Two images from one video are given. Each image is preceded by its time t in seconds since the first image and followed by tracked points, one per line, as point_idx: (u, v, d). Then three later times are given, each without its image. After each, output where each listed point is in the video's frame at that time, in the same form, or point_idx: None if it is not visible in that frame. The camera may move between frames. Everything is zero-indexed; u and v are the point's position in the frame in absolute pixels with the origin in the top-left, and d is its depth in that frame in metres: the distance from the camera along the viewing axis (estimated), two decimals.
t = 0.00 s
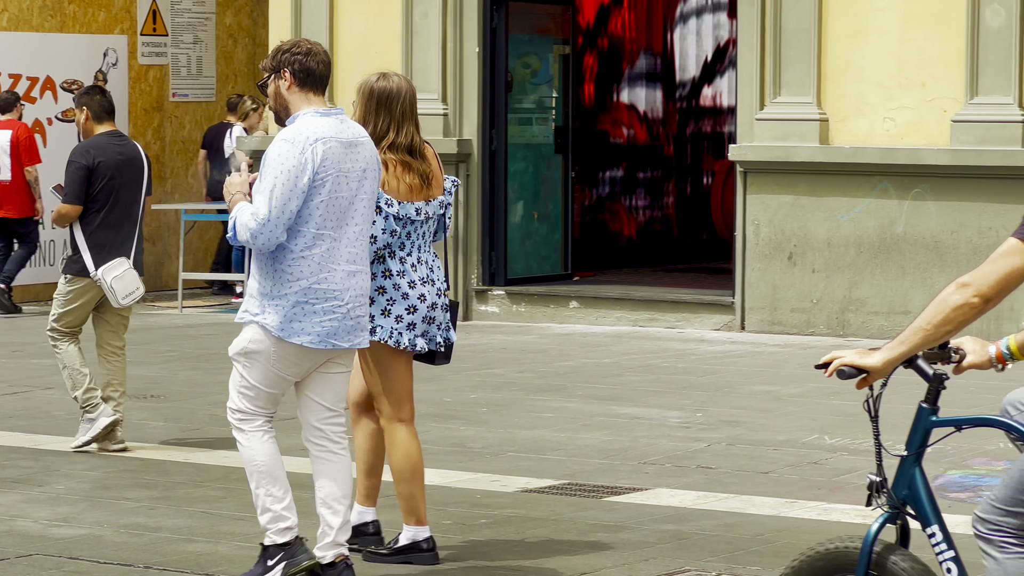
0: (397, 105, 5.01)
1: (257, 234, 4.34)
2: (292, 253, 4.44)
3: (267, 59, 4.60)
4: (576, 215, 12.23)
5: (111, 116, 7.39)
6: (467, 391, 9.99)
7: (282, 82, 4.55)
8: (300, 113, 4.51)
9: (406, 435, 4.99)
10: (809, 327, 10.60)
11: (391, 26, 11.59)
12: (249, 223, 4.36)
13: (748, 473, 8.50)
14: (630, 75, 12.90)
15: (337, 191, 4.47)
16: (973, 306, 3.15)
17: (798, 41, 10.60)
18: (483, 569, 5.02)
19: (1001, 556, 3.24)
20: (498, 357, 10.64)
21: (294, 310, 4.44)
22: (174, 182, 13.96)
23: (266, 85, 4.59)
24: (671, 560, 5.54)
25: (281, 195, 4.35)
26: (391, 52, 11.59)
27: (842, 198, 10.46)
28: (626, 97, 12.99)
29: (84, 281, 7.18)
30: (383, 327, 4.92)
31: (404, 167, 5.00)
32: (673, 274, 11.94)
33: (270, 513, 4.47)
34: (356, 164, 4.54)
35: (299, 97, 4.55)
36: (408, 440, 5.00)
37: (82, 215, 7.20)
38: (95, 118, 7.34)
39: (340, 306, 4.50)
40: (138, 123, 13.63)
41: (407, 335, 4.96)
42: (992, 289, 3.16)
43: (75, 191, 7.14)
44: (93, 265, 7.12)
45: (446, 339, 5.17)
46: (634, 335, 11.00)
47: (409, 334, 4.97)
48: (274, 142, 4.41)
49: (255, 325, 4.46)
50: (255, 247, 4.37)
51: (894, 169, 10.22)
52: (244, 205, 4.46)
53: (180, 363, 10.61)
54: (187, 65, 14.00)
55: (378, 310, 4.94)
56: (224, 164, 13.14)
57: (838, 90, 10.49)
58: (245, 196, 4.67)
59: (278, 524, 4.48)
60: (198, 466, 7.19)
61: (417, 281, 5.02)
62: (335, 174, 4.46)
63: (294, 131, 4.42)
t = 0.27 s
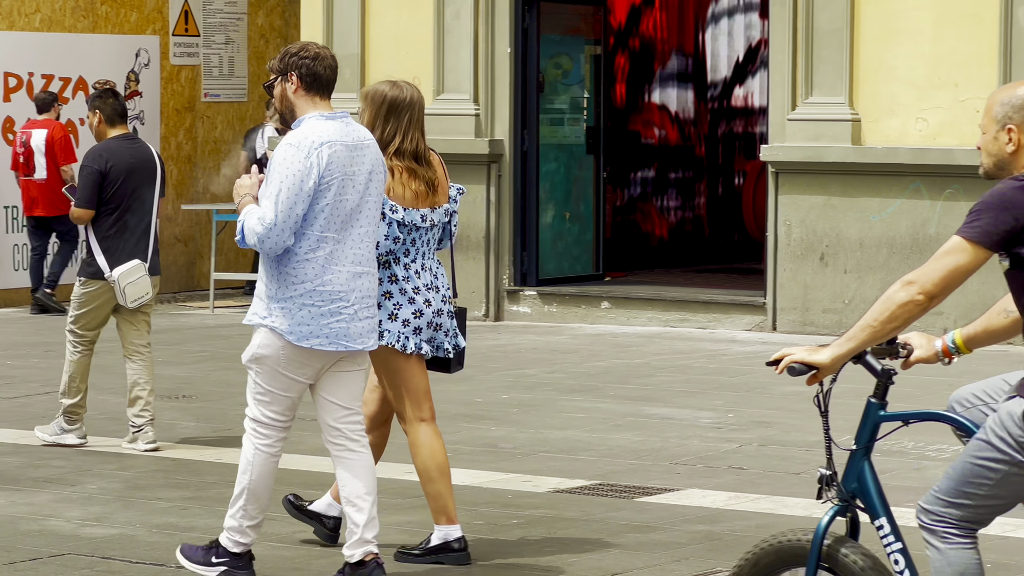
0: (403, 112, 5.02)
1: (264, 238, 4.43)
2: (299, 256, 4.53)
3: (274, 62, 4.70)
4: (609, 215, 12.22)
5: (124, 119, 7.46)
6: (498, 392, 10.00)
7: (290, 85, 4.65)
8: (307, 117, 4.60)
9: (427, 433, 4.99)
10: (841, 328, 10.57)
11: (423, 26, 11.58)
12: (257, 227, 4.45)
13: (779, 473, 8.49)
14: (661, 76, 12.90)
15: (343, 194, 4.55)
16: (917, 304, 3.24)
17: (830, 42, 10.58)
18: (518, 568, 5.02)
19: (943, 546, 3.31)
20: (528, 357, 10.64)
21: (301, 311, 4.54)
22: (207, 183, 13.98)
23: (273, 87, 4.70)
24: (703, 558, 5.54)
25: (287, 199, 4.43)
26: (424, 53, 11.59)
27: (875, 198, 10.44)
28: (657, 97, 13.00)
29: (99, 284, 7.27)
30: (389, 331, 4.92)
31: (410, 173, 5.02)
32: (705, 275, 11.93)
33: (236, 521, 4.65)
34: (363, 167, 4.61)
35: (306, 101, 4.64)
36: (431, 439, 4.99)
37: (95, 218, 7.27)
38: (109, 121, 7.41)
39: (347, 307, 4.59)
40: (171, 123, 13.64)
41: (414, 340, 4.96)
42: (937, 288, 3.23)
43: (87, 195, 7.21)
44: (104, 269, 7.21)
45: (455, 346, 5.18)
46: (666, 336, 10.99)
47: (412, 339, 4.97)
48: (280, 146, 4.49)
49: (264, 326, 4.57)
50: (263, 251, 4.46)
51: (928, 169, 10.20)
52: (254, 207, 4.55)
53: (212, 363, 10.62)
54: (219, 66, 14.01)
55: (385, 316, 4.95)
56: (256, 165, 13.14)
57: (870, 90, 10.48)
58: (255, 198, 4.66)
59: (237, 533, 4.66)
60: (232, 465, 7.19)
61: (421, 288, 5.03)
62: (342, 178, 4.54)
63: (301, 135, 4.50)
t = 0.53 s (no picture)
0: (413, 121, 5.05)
1: (264, 246, 4.45)
2: (300, 263, 4.55)
3: (277, 67, 4.74)
4: (633, 216, 12.22)
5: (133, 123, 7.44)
6: (522, 392, 10.00)
7: (292, 91, 4.69)
8: (307, 125, 4.62)
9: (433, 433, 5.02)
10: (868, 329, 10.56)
11: (448, 27, 11.59)
12: (257, 234, 4.47)
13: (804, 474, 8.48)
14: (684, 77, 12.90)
15: (343, 201, 4.56)
16: (872, 303, 3.31)
17: (856, 42, 10.57)
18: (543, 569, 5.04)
19: (895, 538, 3.36)
20: (553, 358, 10.65)
21: (303, 318, 4.55)
22: (232, 184, 14.00)
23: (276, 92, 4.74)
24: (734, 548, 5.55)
25: (287, 207, 4.45)
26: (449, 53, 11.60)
27: (901, 199, 10.42)
28: (681, 98, 13.00)
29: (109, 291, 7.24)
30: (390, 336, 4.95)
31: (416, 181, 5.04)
32: (730, 276, 11.93)
33: (238, 522, 4.71)
34: (363, 174, 4.63)
35: (308, 108, 4.69)
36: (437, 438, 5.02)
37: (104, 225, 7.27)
38: (117, 127, 7.39)
39: (351, 313, 4.60)
40: (195, 124, 13.65)
41: (412, 346, 4.98)
42: (891, 286, 3.29)
43: (96, 201, 7.20)
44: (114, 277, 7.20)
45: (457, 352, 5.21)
46: (691, 336, 10.99)
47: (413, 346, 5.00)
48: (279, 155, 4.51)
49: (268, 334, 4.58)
50: (263, 258, 4.48)
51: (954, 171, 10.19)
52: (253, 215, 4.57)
53: (238, 363, 10.64)
54: (244, 66, 14.03)
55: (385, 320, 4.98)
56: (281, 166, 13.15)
57: (896, 91, 10.46)
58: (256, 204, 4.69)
59: (238, 534, 4.72)
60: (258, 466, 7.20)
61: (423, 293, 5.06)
62: (341, 185, 4.55)
63: (300, 143, 4.52)
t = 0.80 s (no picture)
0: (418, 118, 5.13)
1: (262, 252, 4.48)
2: (297, 269, 4.59)
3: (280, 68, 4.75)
4: (657, 217, 12.22)
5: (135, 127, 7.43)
6: (546, 394, 10.00)
7: (292, 94, 4.71)
8: (303, 129, 4.66)
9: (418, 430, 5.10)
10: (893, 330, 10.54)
11: (473, 27, 11.59)
12: (254, 240, 4.50)
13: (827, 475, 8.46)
14: (708, 77, 12.91)
15: (339, 205, 4.61)
16: (827, 302, 3.33)
17: (881, 43, 10.56)
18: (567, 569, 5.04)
19: (851, 532, 3.39)
20: (577, 359, 10.64)
21: (300, 322, 4.60)
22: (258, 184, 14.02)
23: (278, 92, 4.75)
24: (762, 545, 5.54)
25: (284, 213, 4.48)
26: (473, 54, 11.60)
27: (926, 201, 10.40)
28: (705, 99, 13.01)
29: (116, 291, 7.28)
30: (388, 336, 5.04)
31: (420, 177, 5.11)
32: (755, 277, 11.91)
33: (252, 527, 4.74)
34: (359, 177, 4.67)
35: (308, 111, 4.71)
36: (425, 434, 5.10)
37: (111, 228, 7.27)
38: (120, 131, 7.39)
39: (348, 316, 4.65)
40: (219, 124, 13.67)
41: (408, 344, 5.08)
42: (847, 285, 3.33)
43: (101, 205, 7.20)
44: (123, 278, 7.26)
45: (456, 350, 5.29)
46: (716, 338, 10.98)
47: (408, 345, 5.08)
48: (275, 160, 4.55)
49: (265, 337, 4.62)
50: (261, 263, 4.51)
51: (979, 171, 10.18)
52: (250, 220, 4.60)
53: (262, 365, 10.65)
54: (269, 67, 14.04)
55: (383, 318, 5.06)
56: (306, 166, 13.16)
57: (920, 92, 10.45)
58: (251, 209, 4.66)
59: (255, 538, 4.75)
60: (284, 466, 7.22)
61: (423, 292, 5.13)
62: (337, 190, 4.60)
63: (296, 147, 4.56)
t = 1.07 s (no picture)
0: (422, 119, 5.44)
1: (256, 249, 4.60)
2: (292, 263, 4.72)
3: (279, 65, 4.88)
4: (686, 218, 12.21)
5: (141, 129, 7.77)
6: (575, 395, 9.99)
7: (292, 92, 4.85)
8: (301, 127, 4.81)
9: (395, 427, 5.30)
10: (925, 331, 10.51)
11: (500, 30, 11.58)
12: (249, 238, 4.62)
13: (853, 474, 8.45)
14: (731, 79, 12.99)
15: (331, 203, 4.74)
16: (775, 300, 3.63)
17: (909, 45, 10.52)
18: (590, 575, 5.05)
19: (800, 525, 3.67)
20: (606, 361, 10.64)
21: (294, 316, 4.73)
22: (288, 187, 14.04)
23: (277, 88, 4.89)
24: (782, 543, 5.55)
25: (277, 209, 4.61)
26: (499, 56, 11.59)
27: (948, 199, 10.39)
28: (734, 100, 13.15)
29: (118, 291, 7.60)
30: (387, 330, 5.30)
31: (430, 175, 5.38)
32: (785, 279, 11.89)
33: (275, 528, 4.82)
34: (353, 177, 4.81)
35: (304, 110, 4.86)
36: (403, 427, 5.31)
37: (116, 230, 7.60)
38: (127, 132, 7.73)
39: (340, 312, 4.78)
40: (247, 125, 13.69)
41: (412, 339, 5.32)
42: (794, 284, 3.63)
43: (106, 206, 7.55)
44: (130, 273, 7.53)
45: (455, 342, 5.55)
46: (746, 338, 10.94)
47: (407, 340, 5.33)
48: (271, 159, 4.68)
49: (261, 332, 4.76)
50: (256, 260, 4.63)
51: (1009, 171, 10.16)
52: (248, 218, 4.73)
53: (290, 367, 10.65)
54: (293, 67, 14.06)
55: (386, 311, 5.33)
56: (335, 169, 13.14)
57: (949, 93, 10.42)
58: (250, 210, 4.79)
59: (280, 539, 4.83)
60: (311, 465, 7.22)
61: (428, 286, 5.39)
62: (329, 187, 4.73)
63: (290, 147, 4.70)
